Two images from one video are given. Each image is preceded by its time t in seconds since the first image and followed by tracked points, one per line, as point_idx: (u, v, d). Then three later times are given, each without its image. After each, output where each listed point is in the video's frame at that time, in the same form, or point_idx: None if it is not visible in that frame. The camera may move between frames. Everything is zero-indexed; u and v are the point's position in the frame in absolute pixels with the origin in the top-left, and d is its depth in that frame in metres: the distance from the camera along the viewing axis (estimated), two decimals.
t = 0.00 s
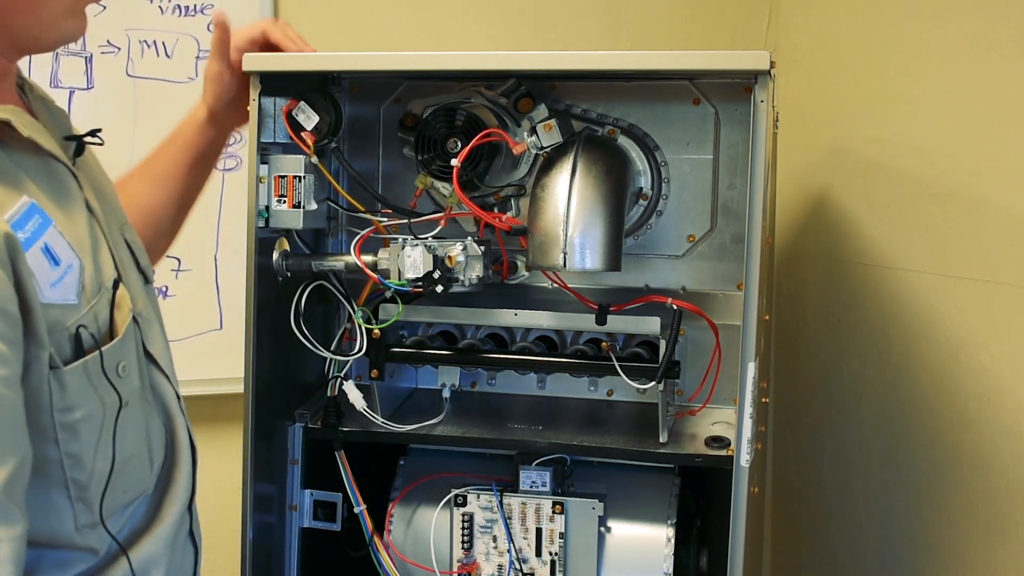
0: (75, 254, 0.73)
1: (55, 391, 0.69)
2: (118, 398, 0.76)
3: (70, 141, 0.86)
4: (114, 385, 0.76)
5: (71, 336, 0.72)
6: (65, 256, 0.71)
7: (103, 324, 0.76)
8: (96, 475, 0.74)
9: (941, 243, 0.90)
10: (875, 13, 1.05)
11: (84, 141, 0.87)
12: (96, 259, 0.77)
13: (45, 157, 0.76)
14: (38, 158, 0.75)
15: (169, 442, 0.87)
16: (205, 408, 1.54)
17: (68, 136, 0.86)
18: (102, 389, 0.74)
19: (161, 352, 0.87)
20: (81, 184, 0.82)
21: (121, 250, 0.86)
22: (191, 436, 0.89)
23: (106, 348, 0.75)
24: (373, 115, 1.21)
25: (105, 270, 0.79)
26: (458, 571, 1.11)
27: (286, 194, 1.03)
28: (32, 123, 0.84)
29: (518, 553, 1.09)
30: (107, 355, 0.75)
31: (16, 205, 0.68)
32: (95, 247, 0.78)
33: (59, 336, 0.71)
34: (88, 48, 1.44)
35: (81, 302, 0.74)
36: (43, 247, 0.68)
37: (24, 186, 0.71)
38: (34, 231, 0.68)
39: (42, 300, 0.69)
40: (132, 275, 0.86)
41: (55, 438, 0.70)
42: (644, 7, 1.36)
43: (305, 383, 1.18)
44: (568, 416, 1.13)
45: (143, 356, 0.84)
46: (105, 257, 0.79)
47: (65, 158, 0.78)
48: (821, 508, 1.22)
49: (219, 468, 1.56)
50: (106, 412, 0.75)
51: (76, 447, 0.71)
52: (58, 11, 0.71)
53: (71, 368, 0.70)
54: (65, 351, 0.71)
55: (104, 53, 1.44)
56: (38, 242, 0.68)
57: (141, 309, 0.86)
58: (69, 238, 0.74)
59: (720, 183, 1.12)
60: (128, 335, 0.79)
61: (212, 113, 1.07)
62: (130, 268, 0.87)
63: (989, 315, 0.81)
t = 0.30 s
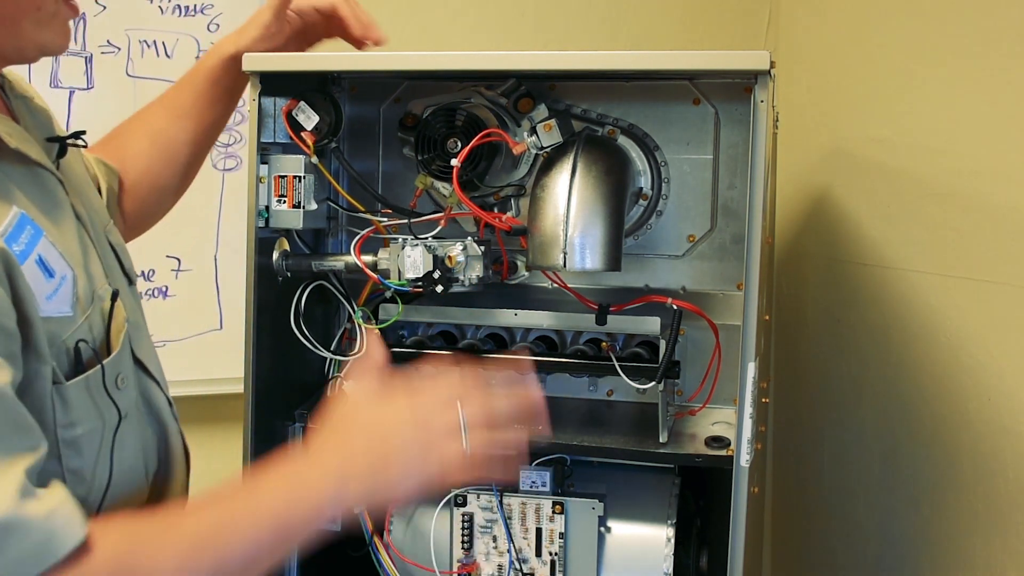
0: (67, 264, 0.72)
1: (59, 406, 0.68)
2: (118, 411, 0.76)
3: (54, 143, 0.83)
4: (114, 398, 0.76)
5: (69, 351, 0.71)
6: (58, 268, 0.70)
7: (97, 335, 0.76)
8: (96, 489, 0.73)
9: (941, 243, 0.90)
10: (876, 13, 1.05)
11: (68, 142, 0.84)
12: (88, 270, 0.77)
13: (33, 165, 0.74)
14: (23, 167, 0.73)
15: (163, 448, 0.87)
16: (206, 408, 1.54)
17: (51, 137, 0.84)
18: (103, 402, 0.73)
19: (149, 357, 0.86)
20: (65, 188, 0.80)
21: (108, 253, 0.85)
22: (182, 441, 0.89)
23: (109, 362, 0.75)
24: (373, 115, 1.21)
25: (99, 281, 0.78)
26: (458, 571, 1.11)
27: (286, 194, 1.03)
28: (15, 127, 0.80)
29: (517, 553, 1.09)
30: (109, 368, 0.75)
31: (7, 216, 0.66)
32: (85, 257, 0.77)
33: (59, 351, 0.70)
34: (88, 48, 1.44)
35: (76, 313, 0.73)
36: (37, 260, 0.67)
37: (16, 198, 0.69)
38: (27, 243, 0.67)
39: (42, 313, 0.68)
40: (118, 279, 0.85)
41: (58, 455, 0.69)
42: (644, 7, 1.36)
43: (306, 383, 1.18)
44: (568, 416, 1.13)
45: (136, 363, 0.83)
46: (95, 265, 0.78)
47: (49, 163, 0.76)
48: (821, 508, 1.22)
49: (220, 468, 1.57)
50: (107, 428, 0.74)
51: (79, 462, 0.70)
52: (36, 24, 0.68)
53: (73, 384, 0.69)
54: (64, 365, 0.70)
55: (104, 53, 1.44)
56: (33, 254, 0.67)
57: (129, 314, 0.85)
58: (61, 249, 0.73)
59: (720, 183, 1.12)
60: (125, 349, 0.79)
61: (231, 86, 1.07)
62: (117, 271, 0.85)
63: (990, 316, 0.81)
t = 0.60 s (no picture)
0: (72, 276, 0.70)
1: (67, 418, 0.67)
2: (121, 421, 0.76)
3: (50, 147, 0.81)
4: (117, 408, 0.75)
5: (72, 364, 0.70)
6: (63, 279, 0.69)
7: (97, 346, 0.74)
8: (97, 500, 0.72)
9: (941, 243, 0.90)
10: (876, 13, 1.05)
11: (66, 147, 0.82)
12: (90, 280, 0.76)
13: (35, 174, 0.73)
14: (28, 175, 0.72)
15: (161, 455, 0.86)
16: (206, 407, 1.54)
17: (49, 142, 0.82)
18: (106, 413, 0.73)
19: (146, 364, 0.85)
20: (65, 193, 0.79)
21: (105, 259, 0.83)
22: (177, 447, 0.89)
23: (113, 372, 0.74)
24: (373, 115, 1.21)
25: (99, 290, 0.77)
26: (458, 571, 1.11)
27: (286, 194, 1.03)
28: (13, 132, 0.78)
29: (518, 553, 1.09)
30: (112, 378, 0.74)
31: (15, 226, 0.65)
32: (87, 268, 0.76)
33: (63, 364, 0.69)
34: (88, 48, 1.44)
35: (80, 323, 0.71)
36: (43, 271, 0.66)
37: (24, 211, 0.68)
38: (35, 253, 0.65)
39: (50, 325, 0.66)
40: (114, 285, 0.83)
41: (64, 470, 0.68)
42: (644, 7, 1.36)
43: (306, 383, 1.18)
44: (568, 416, 1.13)
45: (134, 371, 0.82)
46: (95, 275, 0.77)
47: (52, 172, 0.75)
48: (821, 508, 1.22)
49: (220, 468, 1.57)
50: (109, 440, 0.73)
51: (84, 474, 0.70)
52: (43, 30, 0.66)
53: (80, 398, 0.68)
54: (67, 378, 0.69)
55: (104, 53, 1.44)
56: (40, 264, 0.65)
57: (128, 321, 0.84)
58: (67, 261, 0.72)
59: (720, 183, 1.12)
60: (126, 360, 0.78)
61: (234, 88, 1.08)
62: (114, 277, 0.84)
63: (989, 315, 0.81)
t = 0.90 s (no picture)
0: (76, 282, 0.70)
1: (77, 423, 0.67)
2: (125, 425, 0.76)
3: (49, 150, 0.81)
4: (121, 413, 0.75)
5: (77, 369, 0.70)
6: (69, 284, 0.68)
7: (100, 351, 0.74)
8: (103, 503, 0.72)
9: (941, 243, 0.90)
10: (876, 13, 1.05)
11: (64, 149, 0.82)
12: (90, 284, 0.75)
13: (38, 178, 0.73)
14: (32, 180, 0.72)
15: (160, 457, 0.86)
16: (205, 407, 1.54)
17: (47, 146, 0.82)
18: (112, 417, 0.73)
19: (144, 365, 0.85)
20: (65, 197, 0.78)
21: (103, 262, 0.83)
22: (176, 450, 0.88)
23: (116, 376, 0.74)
24: (373, 115, 1.21)
25: (98, 291, 0.77)
26: (458, 571, 1.11)
27: (286, 194, 1.03)
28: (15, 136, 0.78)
29: (517, 553, 1.09)
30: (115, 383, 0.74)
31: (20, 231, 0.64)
32: (89, 274, 0.76)
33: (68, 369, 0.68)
34: (88, 48, 1.44)
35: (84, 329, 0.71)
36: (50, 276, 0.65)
37: (28, 215, 0.68)
38: (42, 258, 0.65)
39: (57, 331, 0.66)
40: (112, 290, 0.83)
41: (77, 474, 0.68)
42: (644, 7, 1.36)
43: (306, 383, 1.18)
44: (568, 416, 1.13)
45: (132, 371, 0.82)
46: (96, 281, 0.77)
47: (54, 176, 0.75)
48: (822, 507, 1.22)
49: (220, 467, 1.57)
50: (116, 443, 0.73)
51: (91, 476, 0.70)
52: (50, 36, 0.66)
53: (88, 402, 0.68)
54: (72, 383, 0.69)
55: (104, 53, 1.44)
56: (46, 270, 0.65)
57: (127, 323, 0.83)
58: (70, 265, 0.72)
59: (720, 183, 1.12)
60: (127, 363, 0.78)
61: (234, 84, 1.07)
62: (111, 280, 0.84)
63: (990, 315, 0.81)
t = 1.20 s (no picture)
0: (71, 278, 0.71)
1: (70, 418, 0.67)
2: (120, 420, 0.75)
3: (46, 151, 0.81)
4: (116, 408, 0.74)
5: (71, 364, 0.70)
6: (63, 280, 0.69)
7: (95, 347, 0.74)
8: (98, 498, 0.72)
9: (941, 243, 0.90)
10: (876, 13, 1.05)
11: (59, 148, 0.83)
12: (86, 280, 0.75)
13: (35, 174, 0.73)
14: (29, 177, 0.72)
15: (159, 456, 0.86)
16: (205, 407, 1.54)
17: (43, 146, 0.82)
18: (106, 412, 0.72)
19: (142, 363, 0.85)
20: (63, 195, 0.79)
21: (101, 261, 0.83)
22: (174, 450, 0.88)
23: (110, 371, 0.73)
24: (373, 115, 1.21)
25: (94, 288, 0.76)
26: (458, 571, 1.11)
27: (286, 194, 1.03)
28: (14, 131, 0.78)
29: (517, 553, 1.08)
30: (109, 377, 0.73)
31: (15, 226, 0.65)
32: (84, 271, 0.76)
33: (62, 364, 0.69)
34: (88, 49, 1.44)
35: (79, 324, 0.72)
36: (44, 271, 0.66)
37: (23, 211, 0.68)
38: (37, 254, 0.66)
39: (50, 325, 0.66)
40: (109, 285, 0.83)
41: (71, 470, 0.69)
42: (644, 7, 1.36)
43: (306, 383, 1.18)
44: (568, 416, 1.13)
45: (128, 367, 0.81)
46: (93, 278, 0.77)
47: (51, 173, 0.75)
48: (822, 507, 1.22)
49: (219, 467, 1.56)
50: (109, 438, 0.73)
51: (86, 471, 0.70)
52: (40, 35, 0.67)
53: (82, 396, 0.68)
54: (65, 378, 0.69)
55: (104, 53, 1.44)
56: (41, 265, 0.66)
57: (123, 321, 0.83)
58: (65, 262, 0.72)
59: (720, 183, 1.12)
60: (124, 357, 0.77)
61: (236, 85, 1.07)
62: (109, 277, 0.84)
63: (990, 314, 0.81)
